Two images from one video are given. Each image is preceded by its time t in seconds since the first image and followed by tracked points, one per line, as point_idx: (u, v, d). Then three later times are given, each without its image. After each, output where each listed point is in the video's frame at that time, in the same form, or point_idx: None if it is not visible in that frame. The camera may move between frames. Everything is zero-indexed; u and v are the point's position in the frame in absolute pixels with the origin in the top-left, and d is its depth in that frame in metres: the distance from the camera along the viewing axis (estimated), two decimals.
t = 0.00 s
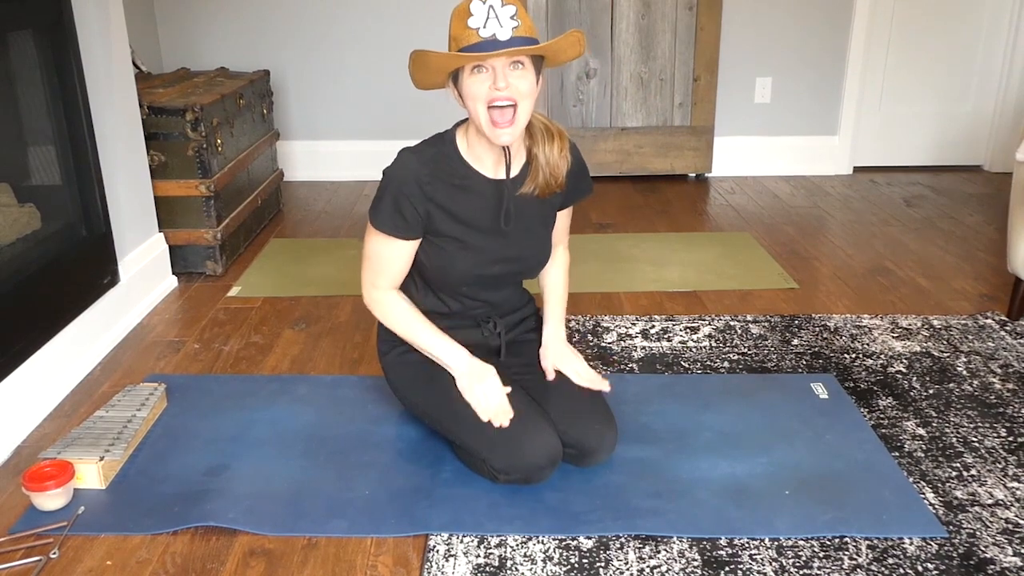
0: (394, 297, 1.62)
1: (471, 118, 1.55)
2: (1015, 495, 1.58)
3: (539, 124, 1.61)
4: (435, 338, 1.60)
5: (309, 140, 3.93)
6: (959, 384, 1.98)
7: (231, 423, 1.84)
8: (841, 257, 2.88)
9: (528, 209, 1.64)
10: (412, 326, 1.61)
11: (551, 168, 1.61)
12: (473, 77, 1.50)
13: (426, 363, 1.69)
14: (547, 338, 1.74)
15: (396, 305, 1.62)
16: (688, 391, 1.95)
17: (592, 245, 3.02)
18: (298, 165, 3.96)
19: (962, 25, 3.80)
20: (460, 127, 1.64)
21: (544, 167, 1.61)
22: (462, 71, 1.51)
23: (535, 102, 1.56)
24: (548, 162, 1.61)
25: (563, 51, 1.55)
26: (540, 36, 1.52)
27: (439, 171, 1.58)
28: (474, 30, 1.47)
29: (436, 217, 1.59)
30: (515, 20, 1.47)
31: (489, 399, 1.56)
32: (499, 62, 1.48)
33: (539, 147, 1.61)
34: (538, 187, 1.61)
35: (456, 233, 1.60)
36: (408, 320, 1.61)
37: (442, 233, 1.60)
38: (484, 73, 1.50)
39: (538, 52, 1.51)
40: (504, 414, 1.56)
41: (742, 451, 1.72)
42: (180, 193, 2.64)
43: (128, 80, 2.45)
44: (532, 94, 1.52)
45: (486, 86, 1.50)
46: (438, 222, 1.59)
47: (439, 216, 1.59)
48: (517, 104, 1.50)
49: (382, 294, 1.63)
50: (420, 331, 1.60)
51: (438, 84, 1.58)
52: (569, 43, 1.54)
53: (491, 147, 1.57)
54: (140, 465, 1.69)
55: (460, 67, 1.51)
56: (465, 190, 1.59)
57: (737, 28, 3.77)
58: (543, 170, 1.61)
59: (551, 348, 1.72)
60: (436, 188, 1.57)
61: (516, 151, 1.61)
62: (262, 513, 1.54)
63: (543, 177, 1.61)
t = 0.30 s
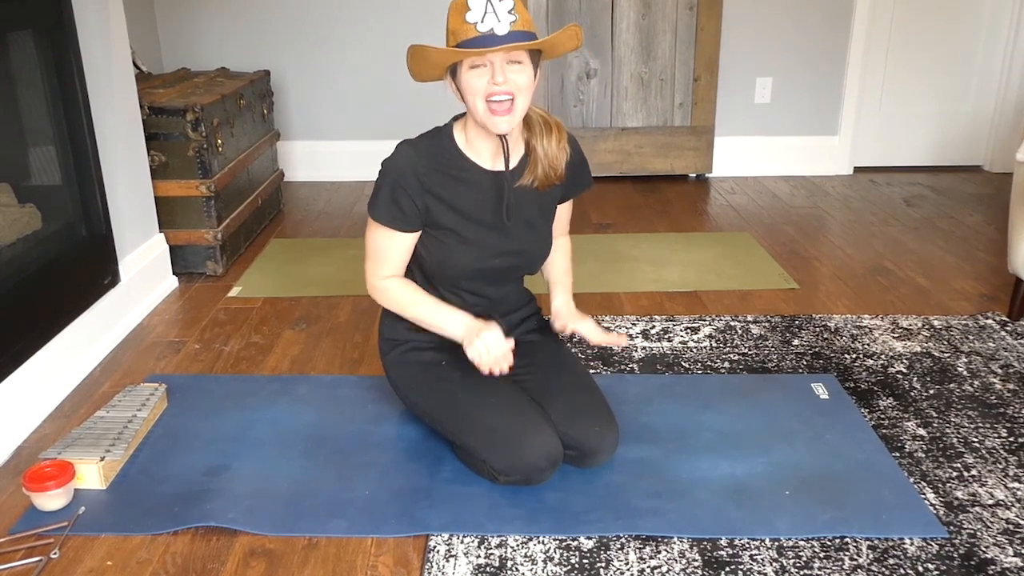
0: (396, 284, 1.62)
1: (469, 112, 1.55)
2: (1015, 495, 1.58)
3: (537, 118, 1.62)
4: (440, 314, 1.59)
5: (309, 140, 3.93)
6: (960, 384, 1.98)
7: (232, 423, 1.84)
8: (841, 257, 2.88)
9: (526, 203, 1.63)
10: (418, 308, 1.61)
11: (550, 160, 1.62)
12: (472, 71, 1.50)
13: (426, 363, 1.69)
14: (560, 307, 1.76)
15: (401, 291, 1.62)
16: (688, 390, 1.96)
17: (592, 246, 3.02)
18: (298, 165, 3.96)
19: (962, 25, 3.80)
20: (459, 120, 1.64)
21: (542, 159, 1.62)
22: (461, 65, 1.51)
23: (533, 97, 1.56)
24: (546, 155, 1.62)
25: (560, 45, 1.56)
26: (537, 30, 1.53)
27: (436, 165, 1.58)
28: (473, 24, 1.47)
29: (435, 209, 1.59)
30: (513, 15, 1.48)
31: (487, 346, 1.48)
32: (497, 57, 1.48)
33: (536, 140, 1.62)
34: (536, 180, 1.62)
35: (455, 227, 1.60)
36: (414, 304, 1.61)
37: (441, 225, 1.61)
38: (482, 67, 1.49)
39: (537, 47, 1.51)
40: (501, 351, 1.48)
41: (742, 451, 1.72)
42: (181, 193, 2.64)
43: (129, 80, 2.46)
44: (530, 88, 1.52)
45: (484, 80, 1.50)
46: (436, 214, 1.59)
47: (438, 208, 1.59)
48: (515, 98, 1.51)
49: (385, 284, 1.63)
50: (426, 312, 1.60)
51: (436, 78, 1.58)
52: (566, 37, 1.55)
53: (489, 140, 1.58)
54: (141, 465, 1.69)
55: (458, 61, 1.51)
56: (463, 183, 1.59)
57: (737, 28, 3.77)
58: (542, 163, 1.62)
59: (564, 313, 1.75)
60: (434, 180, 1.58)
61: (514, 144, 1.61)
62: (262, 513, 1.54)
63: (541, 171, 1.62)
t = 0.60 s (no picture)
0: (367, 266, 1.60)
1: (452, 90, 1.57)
2: (1015, 495, 1.58)
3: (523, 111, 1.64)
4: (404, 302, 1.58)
5: (309, 140, 3.93)
6: (960, 384, 1.98)
7: (231, 423, 1.84)
8: (841, 257, 2.88)
9: (513, 186, 1.64)
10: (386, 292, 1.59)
11: (534, 151, 1.64)
12: (460, 51, 1.52)
13: (426, 364, 1.69)
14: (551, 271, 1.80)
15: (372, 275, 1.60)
16: (688, 390, 1.95)
17: (592, 245, 3.02)
18: (298, 165, 3.96)
19: (962, 25, 3.80)
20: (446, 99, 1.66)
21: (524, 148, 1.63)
22: (451, 44, 1.53)
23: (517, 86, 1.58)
24: (530, 146, 1.64)
25: (551, 42, 1.57)
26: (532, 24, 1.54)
27: (427, 155, 1.58)
28: (470, 6, 1.48)
29: (418, 191, 1.58)
30: (511, 5, 1.49)
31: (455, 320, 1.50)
32: (486, 42, 1.50)
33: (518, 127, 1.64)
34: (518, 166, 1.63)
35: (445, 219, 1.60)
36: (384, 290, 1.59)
37: (425, 209, 1.60)
38: (470, 50, 1.51)
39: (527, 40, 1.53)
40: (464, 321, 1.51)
41: (742, 451, 1.72)
42: (181, 193, 2.64)
43: (129, 80, 2.45)
44: (512, 77, 1.55)
45: (469, 63, 1.52)
46: (420, 197, 1.58)
47: (421, 190, 1.58)
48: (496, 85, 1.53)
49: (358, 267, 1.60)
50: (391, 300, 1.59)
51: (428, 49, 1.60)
52: (558, 37, 1.57)
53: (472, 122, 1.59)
54: (141, 465, 1.69)
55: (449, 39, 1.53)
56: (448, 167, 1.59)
57: (737, 28, 3.77)
58: (525, 151, 1.63)
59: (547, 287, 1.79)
60: (417, 163, 1.58)
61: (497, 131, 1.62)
62: (262, 513, 1.54)
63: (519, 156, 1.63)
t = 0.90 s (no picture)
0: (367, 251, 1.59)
1: (460, 96, 1.57)
2: (1015, 495, 1.58)
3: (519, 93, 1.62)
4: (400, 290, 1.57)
5: (309, 140, 3.93)
6: (960, 384, 1.98)
7: (231, 423, 1.84)
8: (841, 257, 2.88)
9: (512, 177, 1.64)
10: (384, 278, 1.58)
11: (532, 135, 1.64)
12: (458, 59, 1.53)
13: (425, 364, 1.69)
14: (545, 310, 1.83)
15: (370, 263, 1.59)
16: (688, 391, 1.95)
17: (592, 245, 3.02)
18: (298, 165, 3.96)
19: (962, 25, 3.80)
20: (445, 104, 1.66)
21: (530, 131, 1.64)
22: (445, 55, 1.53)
23: (514, 67, 1.59)
24: (533, 126, 1.65)
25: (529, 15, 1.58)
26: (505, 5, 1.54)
27: (431, 148, 1.59)
28: (446, 15, 1.49)
29: (421, 177, 1.58)
30: None
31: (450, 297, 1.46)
32: (477, 40, 1.51)
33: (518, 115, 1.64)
34: (524, 151, 1.64)
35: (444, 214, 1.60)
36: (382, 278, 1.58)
37: (426, 196, 1.59)
38: (466, 53, 1.52)
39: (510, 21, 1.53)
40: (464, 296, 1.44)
41: (742, 451, 1.72)
42: (181, 193, 2.64)
43: (129, 81, 2.45)
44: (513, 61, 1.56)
45: (471, 65, 1.52)
46: (421, 184, 1.58)
47: (423, 177, 1.58)
48: (503, 73, 1.54)
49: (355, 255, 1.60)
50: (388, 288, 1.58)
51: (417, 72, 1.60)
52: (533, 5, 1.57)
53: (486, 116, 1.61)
54: (141, 465, 1.69)
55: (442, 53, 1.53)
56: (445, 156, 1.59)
57: (737, 28, 3.77)
58: (528, 136, 1.64)
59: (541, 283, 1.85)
60: (420, 150, 1.58)
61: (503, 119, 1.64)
62: (262, 513, 1.54)
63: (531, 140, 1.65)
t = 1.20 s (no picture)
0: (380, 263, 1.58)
1: (465, 88, 1.57)
2: (1015, 495, 1.58)
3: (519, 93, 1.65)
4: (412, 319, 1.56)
5: (309, 140, 3.93)
6: (960, 384, 1.98)
7: (231, 423, 1.84)
8: (841, 257, 2.88)
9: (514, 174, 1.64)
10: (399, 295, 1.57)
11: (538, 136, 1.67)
12: (464, 49, 1.53)
13: (423, 364, 1.69)
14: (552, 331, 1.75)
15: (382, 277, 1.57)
16: (688, 390, 1.95)
17: (592, 245, 3.02)
18: (298, 165, 3.96)
19: (962, 25, 3.80)
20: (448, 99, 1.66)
21: (534, 129, 1.66)
22: (451, 45, 1.54)
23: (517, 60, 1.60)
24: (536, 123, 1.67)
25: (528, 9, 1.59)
26: None
27: (433, 146, 1.58)
28: (452, 5, 1.49)
29: (423, 170, 1.57)
30: None
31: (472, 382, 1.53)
32: (482, 29, 1.51)
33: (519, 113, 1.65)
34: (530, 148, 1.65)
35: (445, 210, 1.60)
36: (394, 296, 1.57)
37: (428, 189, 1.59)
38: (472, 43, 1.52)
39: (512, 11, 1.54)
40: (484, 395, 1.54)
41: (742, 451, 1.72)
42: (181, 193, 2.64)
43: (128, 81, 2.45)
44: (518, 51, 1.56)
45: (478, 55, 1.52)
46: (424, 176, 1.58)
47: (425, 169, 1.57)
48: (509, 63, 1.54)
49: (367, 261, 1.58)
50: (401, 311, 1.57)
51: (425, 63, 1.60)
52: None
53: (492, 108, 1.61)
54: (141, 465, 1.69)
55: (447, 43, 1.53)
56: (445, 151, 1.59)
57: (737, 28, 3.77)
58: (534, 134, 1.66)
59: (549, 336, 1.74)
60: (422, 144, 1.57)
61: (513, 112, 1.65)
62: (262, 513, 1.54)
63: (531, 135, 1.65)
